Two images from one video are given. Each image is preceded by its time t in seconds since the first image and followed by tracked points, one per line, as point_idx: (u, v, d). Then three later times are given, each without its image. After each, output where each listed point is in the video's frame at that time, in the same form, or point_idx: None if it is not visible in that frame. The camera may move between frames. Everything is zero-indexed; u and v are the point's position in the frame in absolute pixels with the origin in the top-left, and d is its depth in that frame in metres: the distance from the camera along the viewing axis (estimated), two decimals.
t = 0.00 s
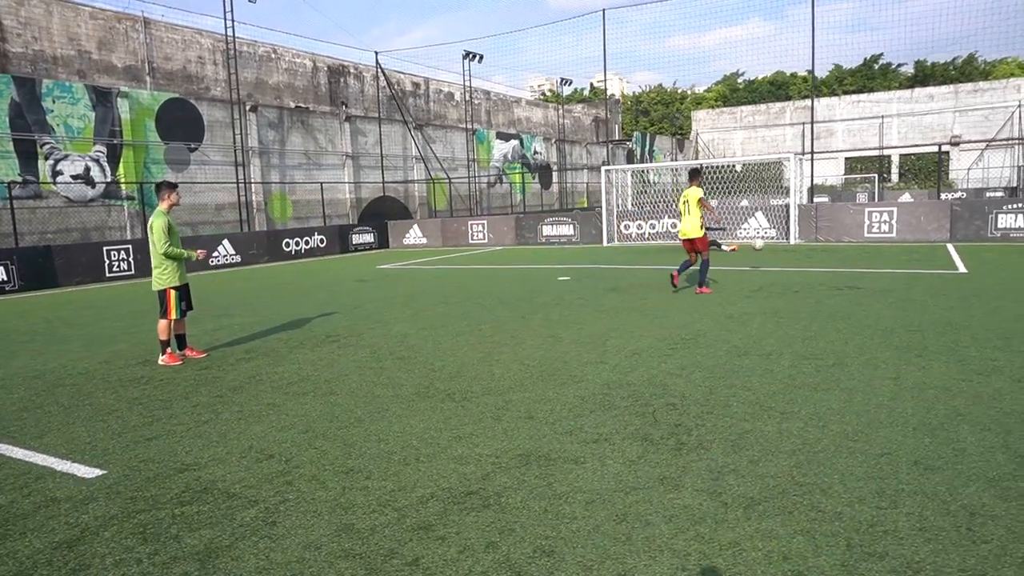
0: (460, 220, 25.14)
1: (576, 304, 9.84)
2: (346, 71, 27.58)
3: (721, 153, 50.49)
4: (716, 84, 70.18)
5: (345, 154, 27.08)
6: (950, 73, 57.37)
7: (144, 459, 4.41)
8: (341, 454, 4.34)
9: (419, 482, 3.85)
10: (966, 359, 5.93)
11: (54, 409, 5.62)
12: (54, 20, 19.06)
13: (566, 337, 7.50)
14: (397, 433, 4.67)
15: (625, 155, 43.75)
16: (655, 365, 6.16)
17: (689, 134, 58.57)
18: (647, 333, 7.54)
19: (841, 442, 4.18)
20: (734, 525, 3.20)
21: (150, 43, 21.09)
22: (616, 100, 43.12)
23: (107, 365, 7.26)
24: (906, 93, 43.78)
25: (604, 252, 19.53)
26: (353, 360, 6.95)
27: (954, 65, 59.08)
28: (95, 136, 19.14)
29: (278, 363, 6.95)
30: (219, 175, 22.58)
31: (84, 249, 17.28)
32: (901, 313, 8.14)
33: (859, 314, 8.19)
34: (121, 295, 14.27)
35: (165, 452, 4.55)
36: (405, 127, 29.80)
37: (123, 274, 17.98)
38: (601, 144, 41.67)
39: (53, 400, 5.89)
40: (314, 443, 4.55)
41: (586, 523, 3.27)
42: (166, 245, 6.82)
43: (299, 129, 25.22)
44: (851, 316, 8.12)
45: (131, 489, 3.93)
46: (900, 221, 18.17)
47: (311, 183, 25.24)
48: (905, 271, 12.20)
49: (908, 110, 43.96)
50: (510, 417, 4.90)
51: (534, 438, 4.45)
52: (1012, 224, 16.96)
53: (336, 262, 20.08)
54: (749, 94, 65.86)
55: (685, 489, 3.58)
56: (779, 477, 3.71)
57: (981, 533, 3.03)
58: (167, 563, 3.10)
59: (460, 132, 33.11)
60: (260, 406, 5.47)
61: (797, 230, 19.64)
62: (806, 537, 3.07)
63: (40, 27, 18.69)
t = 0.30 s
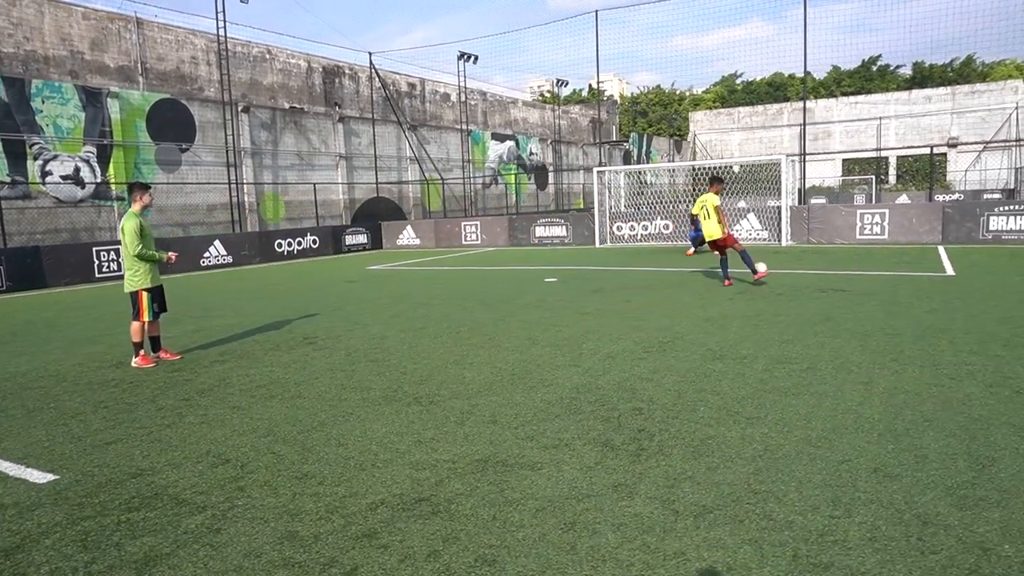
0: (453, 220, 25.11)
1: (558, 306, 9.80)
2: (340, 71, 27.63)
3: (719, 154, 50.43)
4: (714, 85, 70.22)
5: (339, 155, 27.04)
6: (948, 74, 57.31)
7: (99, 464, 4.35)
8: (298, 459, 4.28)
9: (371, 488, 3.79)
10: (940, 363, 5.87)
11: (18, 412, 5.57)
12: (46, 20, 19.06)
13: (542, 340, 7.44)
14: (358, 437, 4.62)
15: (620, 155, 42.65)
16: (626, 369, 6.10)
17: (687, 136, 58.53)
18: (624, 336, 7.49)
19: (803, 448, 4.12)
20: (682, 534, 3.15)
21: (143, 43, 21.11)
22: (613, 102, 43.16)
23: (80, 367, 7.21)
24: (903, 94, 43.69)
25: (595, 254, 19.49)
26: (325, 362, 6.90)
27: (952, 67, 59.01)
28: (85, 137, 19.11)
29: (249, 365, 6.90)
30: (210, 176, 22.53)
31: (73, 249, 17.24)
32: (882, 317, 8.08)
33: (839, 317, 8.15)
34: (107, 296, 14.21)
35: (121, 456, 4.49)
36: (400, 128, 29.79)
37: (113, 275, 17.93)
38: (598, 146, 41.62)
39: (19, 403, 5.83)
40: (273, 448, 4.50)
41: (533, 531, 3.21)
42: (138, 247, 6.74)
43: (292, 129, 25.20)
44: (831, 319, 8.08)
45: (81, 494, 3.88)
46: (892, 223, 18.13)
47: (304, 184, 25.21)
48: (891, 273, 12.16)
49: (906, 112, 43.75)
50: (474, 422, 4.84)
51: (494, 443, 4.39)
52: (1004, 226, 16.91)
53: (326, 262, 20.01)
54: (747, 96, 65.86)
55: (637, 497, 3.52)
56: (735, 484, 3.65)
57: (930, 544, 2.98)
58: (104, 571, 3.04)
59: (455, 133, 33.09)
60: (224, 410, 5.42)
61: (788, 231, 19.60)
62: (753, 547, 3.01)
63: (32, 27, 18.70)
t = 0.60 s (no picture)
0: (447, 218, 25.00)
1: (543, 305, 9.67)
2: (336, 69, 27.50)
3: (718, 152, 50.26)
4: (714, 84, 70.06)
5: (332, 152, 26.90)
6: (948, 74, 57.13)
7: (51, 467, 4.23)
8: (255, 462, 4.15)
9: (325, 494, 3.67)
10: (924, 365, 5.73)
11: None
12: (38, 16, 18.92)
13: (522, 340, 7.30)
14: (319, 440, 4.49)
15: (619, 154, 43.26)
16: (604, 370, 5.97)
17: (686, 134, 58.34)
18: (606, 336, 7.36)
19: (774, 452, 3.99)
20: (639, 544, 3.01)
21: (136, 40, 20.98)
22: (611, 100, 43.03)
23: (50, 366, 7.07)
24: (903, 93, 43.57)
25: (588, 252, 19.35)
26: (300, 361, 6.77)
27: (951, 66, 58.83)
28: (74, 134, 19.00)
29: (221, 365, 6.77)
30: (202, 173, 22.39)
31: (61, 246, 17.10)
32: (869, 317, 7.95)
33: (826, 317, 8.02)
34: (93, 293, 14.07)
35: (74, 459, 4.36)
36: (395, 126, 29.66)
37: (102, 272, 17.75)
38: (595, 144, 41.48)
39: None
40: (231, 450, 4.37)
41: (483, 540, 3.09)
42: (107, 244, 6.59)
43: (285, 126, 25.06)
44: (818, 319, 7.95)
45: (26, 500, 3.75)
46: (886, 222, 18.01)
47: (297, 181, 25.09)
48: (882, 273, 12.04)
49: (905, 110, 43.66)
50: (440, 424, 4.71)
51: (457, 447, 4.26)
52: (1000, 226, 16.78)
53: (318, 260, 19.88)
54: (746, 95, 65.72)
55: (597, 504, 3.40)
56: (700, 491, 3.51)
57: (896, 555, 2.85)
58: None
59: (451, 131, 32.96)
60: (188, 411, 5.29)
61: (783, 230, 19.45)
62: (710, 558, 2.88)
63: (22, 23, 18.57)
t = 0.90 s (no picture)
0: (442, 217, 24.83)
1: (530, 307, 9.49)
2: (331, 66, 27.32)
3: (717, 151, 50.05)
4: (713, 82, 69.86)
5: (326, 150, 26.71)
6: (948, 73, 56.94)
7: None
8: (212, 475, 3.98)
9: (278, 511, 3.49)
10: (914, 373, 5.56)
11: None
12: (29, 11, 18.73)
13: (504, 344, 7.12)
14: (282, 450, 4.32)
15: (616, 153, 43.11)
16: (584, 376, 5.79)
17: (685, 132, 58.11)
18: (591, 340, 7.18)
19: (755, 467, 3.81)
20: (602, 570, 2.84)
21: (128, 36, 20.79)
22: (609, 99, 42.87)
23: (19, 370, 6.89)
24: (902, 93, 43.41)
25: (582, 252, 19.17)
26: (274, 365, 6.59)
27: (951, 65, 58.60)
28: (63, 130, 18.82)
29: (194, 368, 6.60)
30: (193, 170, 22.19)
31: (49, 244, 16.89)
32: (861, 321, 7.78)
33: (817, 321, 7.84)
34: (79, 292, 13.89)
35: (24, 470, 4.18)
36: (390, 124, 29.49)
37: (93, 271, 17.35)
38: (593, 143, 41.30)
39: None
40: (188, 462, 4.19)
41: (439, 564, 2.93)
42: (76, 245, 6.40)
43: (278, 124, 24.86)
44: (809, 322, 7.77)
45: None
46: (883, 223, 17.83)
47: (291, 179, 24.91)
48: (876, 274, 11.86)
49: (904, 110, 43.50)
50: (409, 434, 4.53)
51: (424, 459, 4.08)
52: (997, 227, 16.60)
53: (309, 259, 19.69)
54: (745, 94, 65.53)
55: (562, 525, 3.22)
56: (672, 510, 3.34)
57: None
58: None
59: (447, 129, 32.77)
60: (152, 419, 5.11)
61: (778, 230, 19.28)
62: None
63: (13, 18, 18.37)
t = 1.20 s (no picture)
0: (438, 217, 24.63)
1: (521, 309, 9.31)
2: (328, 64, 27.14)
3: (716, 151, 49.86)
4: (713, 83, 69.75)
5: (322, 149, 26.52)
6: (948, 74, 56.76)
7: None
8: (173, 487, 3.78)
9: (238, 528, 3.30)
10: (912, 381, 5.37)
11: None
12: (21, 7, 18.55)
13: (492, 348, 6.93)
14: (251, 461, 4.12)
15: (615, 153, 42.93)
16: (571, 382, 5.60)
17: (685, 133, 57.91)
18: (581, 344, 6.99)
19: (744, 482, 3.61)
20: None
21: (122, 33, 20.62)
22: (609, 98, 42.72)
23: None
24: (902, 94, 43.24)
25: (578, 253, 18.98)
26: (254, 369, 6.39)
27: (952, 67, 58.43)
28: (53, 127, 18.63)
29: (170, 372, 6.40)
30: (187, 168, 21.99)
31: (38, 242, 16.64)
32: (858, 325, 7.60)
33: (813, 325, 7.65)
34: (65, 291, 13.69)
35: None
36: (387, 122, 29.31)
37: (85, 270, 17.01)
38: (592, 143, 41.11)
39: None
40: (150, 474, 3.99)
41: None
42: (46, 245, 6.21)
43: (273, 122, 24.67)
44: (805, 327, 7.59)
45: None
46: (882, 225, 17.66)
47: (286, 177, 24.72)
48: (875, 277, 11.69)
49: (904, 111, 43.32)
50: (385, 444, 4.33)
51: (398, 472, 3.89)
52: (997, 229, 16.41)
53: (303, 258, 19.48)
54: (745, 94, 65.37)
55: (537, 546, 3.02)
56: (654, 530, 3.14)
57: None
58: None
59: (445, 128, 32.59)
60: (120, 426, 4.91)
61: (777, 232, 19.10)
62: None
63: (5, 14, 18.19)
